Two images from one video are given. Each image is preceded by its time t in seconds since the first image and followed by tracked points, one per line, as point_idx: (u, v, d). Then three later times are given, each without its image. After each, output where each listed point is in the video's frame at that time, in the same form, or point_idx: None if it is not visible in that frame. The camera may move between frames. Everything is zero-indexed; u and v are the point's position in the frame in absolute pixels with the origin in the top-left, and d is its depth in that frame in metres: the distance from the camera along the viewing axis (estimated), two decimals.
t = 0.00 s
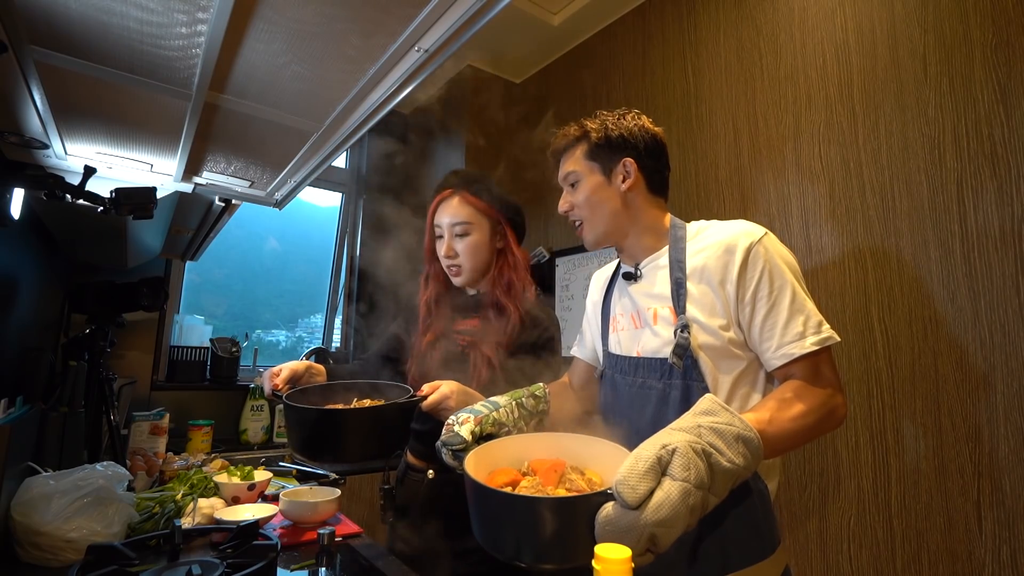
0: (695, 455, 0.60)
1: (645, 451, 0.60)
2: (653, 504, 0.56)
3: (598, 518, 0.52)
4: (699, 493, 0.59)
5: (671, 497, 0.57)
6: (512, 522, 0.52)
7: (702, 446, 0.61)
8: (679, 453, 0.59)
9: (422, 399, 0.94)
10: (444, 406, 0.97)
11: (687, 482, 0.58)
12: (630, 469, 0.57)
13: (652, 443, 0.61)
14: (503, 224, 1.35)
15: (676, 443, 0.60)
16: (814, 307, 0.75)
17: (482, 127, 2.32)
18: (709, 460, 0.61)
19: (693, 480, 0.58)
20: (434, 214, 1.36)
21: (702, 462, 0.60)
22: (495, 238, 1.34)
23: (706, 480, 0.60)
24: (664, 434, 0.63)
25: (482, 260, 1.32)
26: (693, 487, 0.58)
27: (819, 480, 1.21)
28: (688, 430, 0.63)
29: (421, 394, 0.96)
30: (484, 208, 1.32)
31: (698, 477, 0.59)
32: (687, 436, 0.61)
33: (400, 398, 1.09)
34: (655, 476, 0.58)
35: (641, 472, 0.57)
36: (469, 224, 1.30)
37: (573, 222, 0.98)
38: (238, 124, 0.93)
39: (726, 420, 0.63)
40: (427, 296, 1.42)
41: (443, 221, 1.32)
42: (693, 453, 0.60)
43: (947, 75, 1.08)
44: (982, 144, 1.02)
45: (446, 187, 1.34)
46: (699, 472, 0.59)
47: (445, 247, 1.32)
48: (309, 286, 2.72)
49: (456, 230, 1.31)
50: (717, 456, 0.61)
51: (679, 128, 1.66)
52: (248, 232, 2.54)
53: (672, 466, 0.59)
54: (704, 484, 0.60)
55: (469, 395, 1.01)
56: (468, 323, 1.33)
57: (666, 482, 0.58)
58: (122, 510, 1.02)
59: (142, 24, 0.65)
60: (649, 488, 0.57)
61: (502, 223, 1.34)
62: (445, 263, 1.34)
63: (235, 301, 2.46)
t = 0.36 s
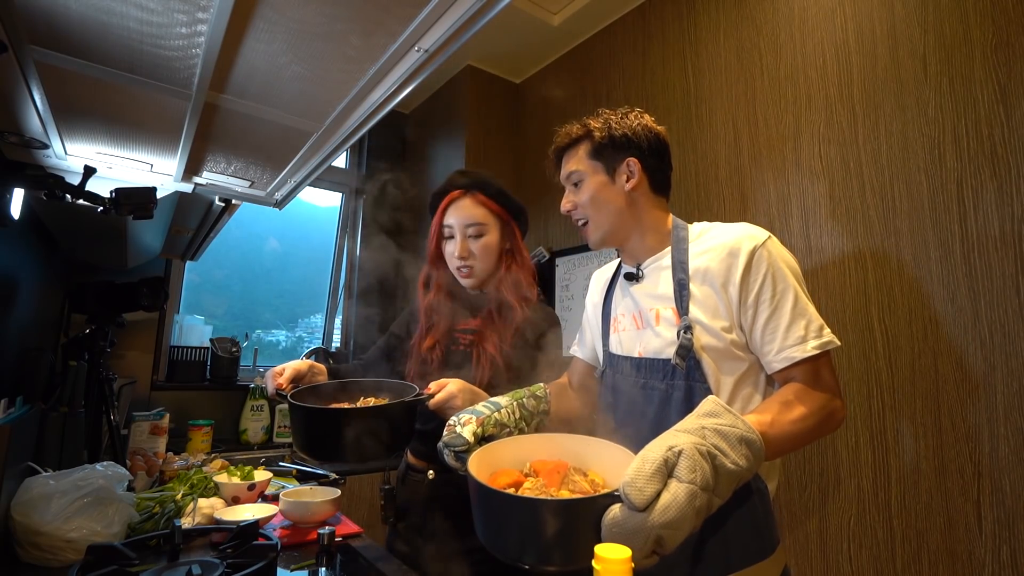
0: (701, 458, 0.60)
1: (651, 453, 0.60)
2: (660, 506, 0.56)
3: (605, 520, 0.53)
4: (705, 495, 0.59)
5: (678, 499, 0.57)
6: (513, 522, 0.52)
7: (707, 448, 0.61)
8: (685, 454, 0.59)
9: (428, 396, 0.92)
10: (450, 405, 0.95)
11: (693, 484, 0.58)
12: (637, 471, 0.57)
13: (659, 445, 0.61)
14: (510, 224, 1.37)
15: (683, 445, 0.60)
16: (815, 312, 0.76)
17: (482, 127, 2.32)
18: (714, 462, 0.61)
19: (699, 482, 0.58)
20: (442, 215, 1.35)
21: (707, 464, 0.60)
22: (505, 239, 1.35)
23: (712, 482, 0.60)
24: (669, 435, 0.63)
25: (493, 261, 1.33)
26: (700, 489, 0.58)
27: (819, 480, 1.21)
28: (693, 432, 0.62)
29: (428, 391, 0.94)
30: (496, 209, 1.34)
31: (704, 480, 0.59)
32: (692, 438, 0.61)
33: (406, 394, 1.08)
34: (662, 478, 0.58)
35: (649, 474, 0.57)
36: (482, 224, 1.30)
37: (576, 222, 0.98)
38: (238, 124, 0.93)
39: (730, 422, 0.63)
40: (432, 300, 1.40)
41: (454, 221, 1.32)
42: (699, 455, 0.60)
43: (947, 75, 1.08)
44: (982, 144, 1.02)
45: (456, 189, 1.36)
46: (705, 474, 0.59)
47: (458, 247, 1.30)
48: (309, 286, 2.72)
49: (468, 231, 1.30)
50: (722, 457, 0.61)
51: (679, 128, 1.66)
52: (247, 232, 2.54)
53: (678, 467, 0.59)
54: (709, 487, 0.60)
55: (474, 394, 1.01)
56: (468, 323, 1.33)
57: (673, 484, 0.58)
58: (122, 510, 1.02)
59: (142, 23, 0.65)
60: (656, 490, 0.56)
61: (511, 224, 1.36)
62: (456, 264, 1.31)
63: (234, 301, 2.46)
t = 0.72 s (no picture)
0: (708, 462, 0.59)
1: (657, 457, 0.59)
2: (668, 509, 0.56)
3: (613, 524, 0.54)
4: (711, 498, 0.59)
5: (685, 502, 0.56)
6: (513, 522, 0.52)
7: (714, 451, 0.61)
8: (692, 457, 0.59)
9: (433, 399, 0.92)
10: (452, 406, 0.96)
11: (700, 487, 0.57)
12: (644, 474, 0.57)
13: (666, 448, 0.60)
14: (516, 224, 1.38)
15: (689, 448, 0.60)
16: (817, 313, 0.76)
17: (483, 127, 2.32)
18: (720, 465, 0.61)
19: (706, 485, 0.58)
20: (449, 212, 1.35)
21: (713, 466, 0.60)
22: (511, 238, 1.36)
23: (718, 484, 0.60)
24: (675, 438, 0.63)
25: (501, 259, 1.33)
26: (706, 493, 0.58)
27: (819, 481, 1.21)
28: (698, 435, 0.62)
29: (430, 393, 0.94)
30: (503, 208, 1.36)
31: (711, 483, 0.58)
32: (698, 441, 0.61)
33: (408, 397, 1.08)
34: (669, 482, 0.58)
35: (656, 477, 0.57)
36: (492, 222, 1.32)
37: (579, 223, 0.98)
38: (238, 124, 0.93)
39: (734, 424, 0.63)
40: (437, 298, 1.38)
41: (463, 218, 1.32)
42: (705, 459, 0.59)
43: (947, 75, 1.08)
44: (982, 144, 1.02)
45: (464, 187, 1.37)
46: (712, 477, 0.59)
47: (467, 243, 1.29)
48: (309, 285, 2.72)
49: (478, 228, 1.31)
50: (728, 460, 0.61)
51: (678, 128, 1.66)
52: (247, 232, 2.53)
53: (685, 470, 0.59)
54: (715, 491, 0.60)
55: (476, 394, 1.01)
56: (469, 323, 1.33)
57: (680, 487, 0.58)
58: (122, 510, 1.02)
59: (142, 24, 0.65)
60: (664, 494, 0.56)
61: (517, 223, 1.38)
62: (465, 261, 1.30)
63: (234, 301, 2.46)
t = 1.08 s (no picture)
0: (711, 459, 0.59)
1: (662, 453, 0.60)
2: (671, 504, 0.56)
3: (616, 519, 0.53)
4: (714, 496, 0.59)
5: (689, 498, 0.57)
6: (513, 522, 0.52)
7: (717, 448, 0.61)
8: (696, 454, 0.59)
9: (433, 395, 0.93)
10: (452, 403, 0.96)
11: (704, 483, 0.58)
12: (649, 470, 0.57)
13: (671, 444, 0.60)
14: (514, 222, 1.38)
15: (693, 444, 0.60)
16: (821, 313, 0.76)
17: (483, 127, 2.32)
18: (723, 462, 0.61)
19: (710, 482, 0.58)
20: (448, 209, 1.36)
21: (717, 463, 0.60)
22: (511, 235, 1.36)
23: (721, 481, 0.60)
24: (678, 434, 0.63)
25: (501, 254, 1.33)
26: (709, 489, 0.58)
27: (819, 481, 1.21)
28: (702, 432, 0.62)
29: (430, 390, 0.94)
30: (501, 205, 1.36)
31: (715, 480, 0.59)
32: (702, 438, 0.61)
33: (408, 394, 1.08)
34: (673, 477, 0.58)
35: (660, 473, 0.57)
36: (492, 217, 1.32)
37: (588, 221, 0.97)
38: (238, 124, 0.93)
39: (737, 423, 0.64)
40: (435, 294, 1.38)
41: (463, 213, 1.32)
42: (708, 456, 0.59)
43: (946, 75, 1.08)
44: (982, 144, 1.02)
45: (463, 183, 1.38)
46: (716, 474, 0.59)
47: (468, 238, 1.29)
48: (309, 285, 2.72)
49: (478, 222, 1.31)
50: (731, 457, 0.61)
51: (678, 128, 1.66)
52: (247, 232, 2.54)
53: (689, 467, 0.59)
54: (718, 488, 0.59)
55: (475, 393, 1.01)
56: (470, 323, 1.33)
57: (684, 483, 0.58)
58: (122, 510, 1.01)
59: (142, 24, 0.65)
60: (667, 490, 0.56)
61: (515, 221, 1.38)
62: (465, 255, 1.29)
63: (234, 301, 2.46)
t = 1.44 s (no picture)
0: (721, 455, 0.60)
1: (675, 450, 0.59)
2: (687, 501, 0.56)
3: (631, 516, 0.53)
4: (726, 493, 0.59)
5: (704, 494, 0.56)
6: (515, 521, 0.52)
7: (727, 445, 0.61)
8: (708, 450, 0.59)
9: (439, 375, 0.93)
10: (455, 385, 0.96)
11: (717, 480, 0.58)
12: (664, 466, 0.57)
13: (682, 442, 0.60)
14: (509, 222, 1.36)
15: (705, 441, 0.60)
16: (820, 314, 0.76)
17: (483, 127, 2.32)
18: (732, 460, 0.61)
19: (723, 478, 0.58)
20: (442, 219, 1.35)
21: (727, 461, 0.60)
22: (507, 237, 1.34)
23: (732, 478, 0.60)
24: (686, 433, 0.63)
25: (498, 259, 1.32)
26: (722, 486, 0.58)
27: (819, 481, 1.21)
28: (711, 430, 0.62)
29: (436, 369, 0.94)
30: (493, 209, 1.33)
31: (727, 476, 0.59)
32: (712, 436, 0.61)
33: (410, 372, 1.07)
34: (687, 474, 0.57)
35: (675, 470, 0.56)
36: (485, 224, 1.30)
37: (609, 199, 0.91)
38: (237, 124, 0.93)
39: (744, 420, 0.64)
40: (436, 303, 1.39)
41: (456, 224, 1.31)
42: (719, 453, 0.60)
43: (946, 75, 1.08)
44: (982, 144, 1.02)
45: (454, 192, 1.35)
46: (727, 470, 0.59)
47: (463, 250, 1.29)
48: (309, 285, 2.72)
49: (471, 232, 1.30)
50: (740, 454, 0.61)
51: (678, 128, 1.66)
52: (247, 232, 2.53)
53: (702, 464, 0.59)
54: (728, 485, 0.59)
55: (479, 378, 1.01)
56: (472, 322, 1.33)
57: (698, 480, 0.58)
58: (121, 510, 1.01)
59: (142, 24, 0.65)
60: (682, 486, 0.56)
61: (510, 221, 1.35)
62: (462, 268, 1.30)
63: (234, 301, 2.46)
